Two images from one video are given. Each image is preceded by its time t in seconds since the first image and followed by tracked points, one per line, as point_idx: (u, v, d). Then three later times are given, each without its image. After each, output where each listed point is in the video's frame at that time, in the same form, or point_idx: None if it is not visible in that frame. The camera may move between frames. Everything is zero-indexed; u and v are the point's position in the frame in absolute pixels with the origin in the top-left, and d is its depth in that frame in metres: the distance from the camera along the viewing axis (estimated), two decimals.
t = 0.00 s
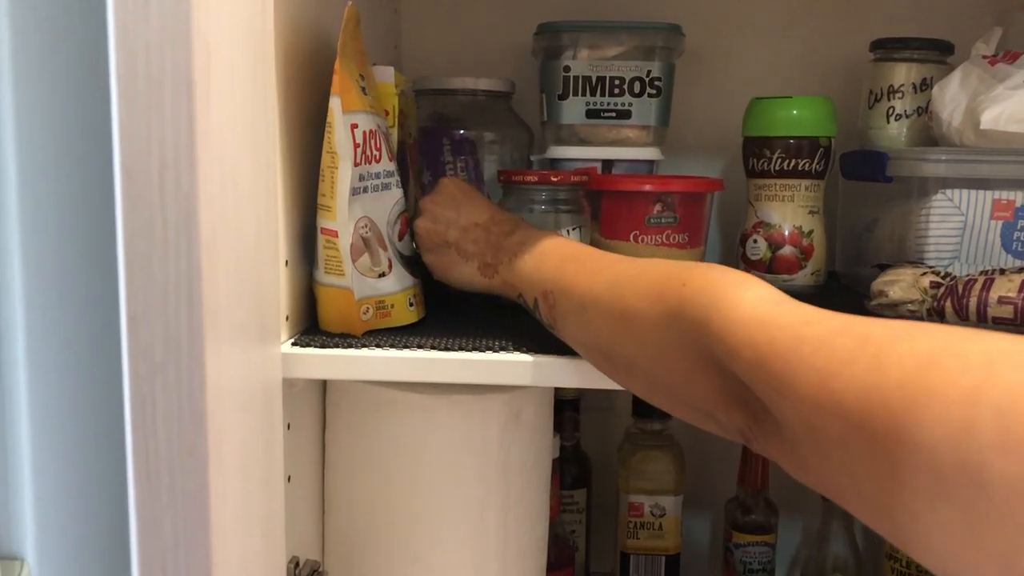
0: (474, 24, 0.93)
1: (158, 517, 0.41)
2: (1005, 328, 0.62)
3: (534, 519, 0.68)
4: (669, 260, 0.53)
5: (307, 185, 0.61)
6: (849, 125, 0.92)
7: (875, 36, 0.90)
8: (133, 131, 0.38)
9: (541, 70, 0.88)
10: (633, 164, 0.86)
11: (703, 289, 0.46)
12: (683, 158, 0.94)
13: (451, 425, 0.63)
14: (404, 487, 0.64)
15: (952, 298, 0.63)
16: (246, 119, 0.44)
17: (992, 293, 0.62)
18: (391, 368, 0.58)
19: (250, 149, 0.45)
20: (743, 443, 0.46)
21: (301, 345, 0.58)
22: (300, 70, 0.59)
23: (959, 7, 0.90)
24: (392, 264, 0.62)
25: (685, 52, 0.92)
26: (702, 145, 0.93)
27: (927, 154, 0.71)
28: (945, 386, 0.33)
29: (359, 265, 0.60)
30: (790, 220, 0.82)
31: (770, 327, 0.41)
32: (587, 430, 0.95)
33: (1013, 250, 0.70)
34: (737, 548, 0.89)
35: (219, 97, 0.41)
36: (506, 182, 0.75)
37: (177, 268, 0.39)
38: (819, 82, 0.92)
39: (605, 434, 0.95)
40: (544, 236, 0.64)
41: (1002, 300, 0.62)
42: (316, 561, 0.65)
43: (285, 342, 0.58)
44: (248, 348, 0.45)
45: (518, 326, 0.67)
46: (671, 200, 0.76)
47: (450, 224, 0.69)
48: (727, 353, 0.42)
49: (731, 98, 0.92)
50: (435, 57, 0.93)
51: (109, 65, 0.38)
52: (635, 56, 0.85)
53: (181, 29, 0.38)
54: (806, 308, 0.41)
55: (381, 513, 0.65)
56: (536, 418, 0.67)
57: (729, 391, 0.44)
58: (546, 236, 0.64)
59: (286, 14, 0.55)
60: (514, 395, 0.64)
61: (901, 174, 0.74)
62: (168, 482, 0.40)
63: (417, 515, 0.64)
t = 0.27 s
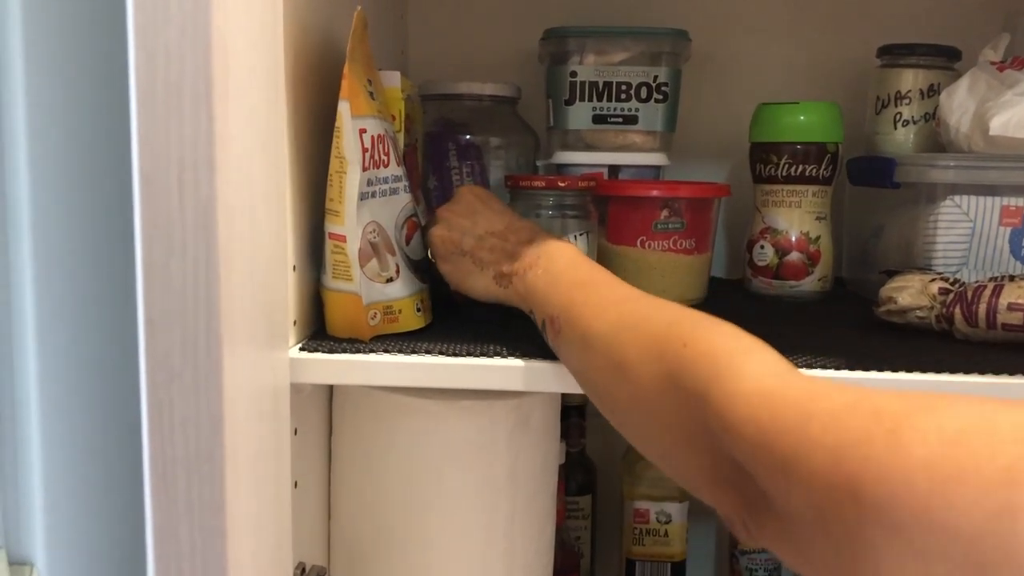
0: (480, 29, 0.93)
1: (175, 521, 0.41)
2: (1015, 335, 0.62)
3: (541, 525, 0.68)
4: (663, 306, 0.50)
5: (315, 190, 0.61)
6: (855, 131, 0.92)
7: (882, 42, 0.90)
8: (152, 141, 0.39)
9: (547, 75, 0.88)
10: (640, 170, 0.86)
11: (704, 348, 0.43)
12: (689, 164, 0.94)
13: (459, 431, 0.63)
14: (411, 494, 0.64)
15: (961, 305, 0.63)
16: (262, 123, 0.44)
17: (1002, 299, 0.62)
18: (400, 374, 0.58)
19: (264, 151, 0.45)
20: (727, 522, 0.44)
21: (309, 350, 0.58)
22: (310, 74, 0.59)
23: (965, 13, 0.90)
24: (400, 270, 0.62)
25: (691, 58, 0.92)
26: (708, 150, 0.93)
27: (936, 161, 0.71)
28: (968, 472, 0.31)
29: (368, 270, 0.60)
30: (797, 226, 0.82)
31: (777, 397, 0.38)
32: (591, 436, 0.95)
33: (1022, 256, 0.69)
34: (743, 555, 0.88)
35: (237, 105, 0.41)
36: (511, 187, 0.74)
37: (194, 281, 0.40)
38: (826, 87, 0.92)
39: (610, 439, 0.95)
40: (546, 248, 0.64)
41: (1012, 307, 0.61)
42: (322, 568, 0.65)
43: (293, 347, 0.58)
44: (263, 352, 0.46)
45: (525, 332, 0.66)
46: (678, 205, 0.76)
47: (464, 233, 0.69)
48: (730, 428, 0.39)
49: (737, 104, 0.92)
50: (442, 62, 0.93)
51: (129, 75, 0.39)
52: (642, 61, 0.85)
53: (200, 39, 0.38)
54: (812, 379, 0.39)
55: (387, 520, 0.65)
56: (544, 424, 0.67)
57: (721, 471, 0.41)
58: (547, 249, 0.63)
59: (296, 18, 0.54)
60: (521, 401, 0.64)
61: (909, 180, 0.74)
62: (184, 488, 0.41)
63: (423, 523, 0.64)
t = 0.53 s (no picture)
0: (480, 39, 0.93)
1: (191, 529, 0.43)
2: (1012, 344, 0.62)
3: (542, 534, 0.68)
4: (620, 399, 0.48)
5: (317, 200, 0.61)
6: (853, 140, 0.93)
7: (879, 52, 0.91)
8: (170, 160, 0.41)
9: (547, 85, 0.89)
10: (638, 180, 0.87)
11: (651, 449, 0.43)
12: (688, 172, 0.94)
13: (460, 441, 0.63)
14: (412, 504, 0.64)
15: (960, 314, 0.64)
16: (272, 138, 0.46)
17: (1001, 309, 0.62)
18: (404, 383, 0.58)
19: (274, 166, 0.47)
20: None
21: (312, 360, 0.58)
22: (313, 85, 0.59)
23: (961, 23, 0.90)
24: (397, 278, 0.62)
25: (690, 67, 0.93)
26: (706, 159, 0.94)
27: (934, 171, 0.72)
28: None
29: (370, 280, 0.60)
30: (796, 235, 0.82)
31: (716, 514, 0.39)
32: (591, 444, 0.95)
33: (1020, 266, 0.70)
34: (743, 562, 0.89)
35: (252, 126, 0.43)
36: (511, 197, 0.72)
37: (212, 296, 0.42)
38: (824, 97, 0.92)
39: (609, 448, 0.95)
40: (481, 263, 0.55)
41: (1010, 316, 0.62)
42: None
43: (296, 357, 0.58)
44: (272, 361, 0.48)
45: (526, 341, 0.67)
46: (677, 215, 0.77)
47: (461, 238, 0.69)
48: (654, 525, 0.41)
49: (735, 113, 0.93)
50: (442, 71, 0.94)
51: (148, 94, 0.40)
52: (642, 71, 0.86)
53: (218, 62, 0.40)
54: (757, 489, 0.40)
55: (388, 530, 0.65)
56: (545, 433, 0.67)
57: None
58: (483, 265, 0.55)
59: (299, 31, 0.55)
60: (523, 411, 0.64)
61: (907, 190, 0.75)
62: (201, 497, 0.43)
63: (424, 533, 0.64)
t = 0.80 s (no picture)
0: (473, 50, 0.93)
1: (200, 535, 0.44)
2: (1003, 353, 0.63)
3: (538, 543, 0.68)
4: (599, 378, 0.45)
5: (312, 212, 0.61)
6: (843, 149, 0.94)
7: (869, 63, 0.92)
8: (181, 177, 0.42)
9: (539, 95, 0.89)
10: (630, 189, 0.87)
11: (640, 431, 0.41)
12: (680, 182, 0.95)
13: (457, 452, 0.63)
14: (408, 515, 0.64)
15: (951, 323, 0.65)
16: (278, 154, 0.48)
17: (991, 317, 0.63)
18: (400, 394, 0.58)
19: (279, 179, 0.48)
20: None
21: (308, 372, 0.59)
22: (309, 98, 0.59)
23: (950, 34, 0.91)
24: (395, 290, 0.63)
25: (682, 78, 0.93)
26: (698, 169, 0.94)
27: (924, 180, 0.72)
28: None
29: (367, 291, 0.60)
30: (787, 244, 0.82)
31: (718, 492, 0.37)
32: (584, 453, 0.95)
33: (1009, 274, 0.70)
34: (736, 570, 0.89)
35: (259, 142, 0.44)
36: (505, 208, 0.73)
37: (220, 308, 0.43)
38: (815, 107, 0.93)
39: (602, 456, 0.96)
40: (447, 261, 0.55)
41: (1001, 325, 0.63)
42: None
43: (293, 369, 0.58)
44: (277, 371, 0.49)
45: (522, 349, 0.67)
46: (670, 224, 0.77)
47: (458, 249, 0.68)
48: (652, 511, 0.39)
49: (727, 123, 0.93)
50: (435, 81, 0.94)
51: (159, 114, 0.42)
52: (634, 81, 0.86)
53: (228, 82, 0.42)
54: (757, 464, 0.38)
55: (384, 540, 0.65)
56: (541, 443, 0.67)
57: None
58: (449, 263, 0.55)
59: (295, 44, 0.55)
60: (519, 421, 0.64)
61: (897, 200, 0.76)
62: (210, 505, 0.44)
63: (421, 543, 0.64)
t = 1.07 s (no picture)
0: (459, 63, 0.94)
1: (196, 545, 0.47)
2: (985, 362, 0.64)
3: (527, 555, 0.68)
4: (575, 407, 0.45)
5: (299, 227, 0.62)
6: (826, 160, 0.95)
7: (850, 75, 0.93)
8: (176, 201, 0.45)
9: (525, 108, 0.90)
10: (615, 202, 0.88)
11: (625, 475, 0.41)
12: (665, 193, 0.95)
13: (445, 465, 0.63)
14: (397, 529, 0.64)
15: (934, 333, 0.65)
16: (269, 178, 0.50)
17: (973, 327, 0.64)
18: (389, 410, 0.58)
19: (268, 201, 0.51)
20: None
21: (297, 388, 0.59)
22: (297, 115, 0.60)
23: (930, 47, 0.92)
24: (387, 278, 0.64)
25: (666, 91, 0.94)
26: (683, 180, 0.95)
27: (905, 192, 0.73)
28: None
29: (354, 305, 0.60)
30: (771, 255, 0.83)
31: (707, 541, 0.38)
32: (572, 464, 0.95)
33: (990, 284, 0.72)
34: None
35: (252, 168, 0.47)
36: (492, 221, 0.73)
37: (214, 330, 0.46)
38: (798, 118, 0.94)
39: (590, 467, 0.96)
40: (422, 277, 0.54)
41: (983, 335, 0.63)
42: None
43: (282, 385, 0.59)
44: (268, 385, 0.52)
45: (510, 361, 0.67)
46: (656, 236, 0.78)
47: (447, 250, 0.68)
48: (638, 557, 0.39)
49: (711, 135, 0.94)
50: (421, 95, 0.94)
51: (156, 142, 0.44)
52: (618, 95, 0.87)
53: (223, 113, 0.44)
54: (744, 507, 0.39)
55: (373, 555, 0.65)
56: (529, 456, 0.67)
57: None
58: (423, 281, 0.54)
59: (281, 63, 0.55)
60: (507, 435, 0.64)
61: (880, 211, 0.77)
62: (206, 517, 0.47)
63: (410, 557, 0.64)
